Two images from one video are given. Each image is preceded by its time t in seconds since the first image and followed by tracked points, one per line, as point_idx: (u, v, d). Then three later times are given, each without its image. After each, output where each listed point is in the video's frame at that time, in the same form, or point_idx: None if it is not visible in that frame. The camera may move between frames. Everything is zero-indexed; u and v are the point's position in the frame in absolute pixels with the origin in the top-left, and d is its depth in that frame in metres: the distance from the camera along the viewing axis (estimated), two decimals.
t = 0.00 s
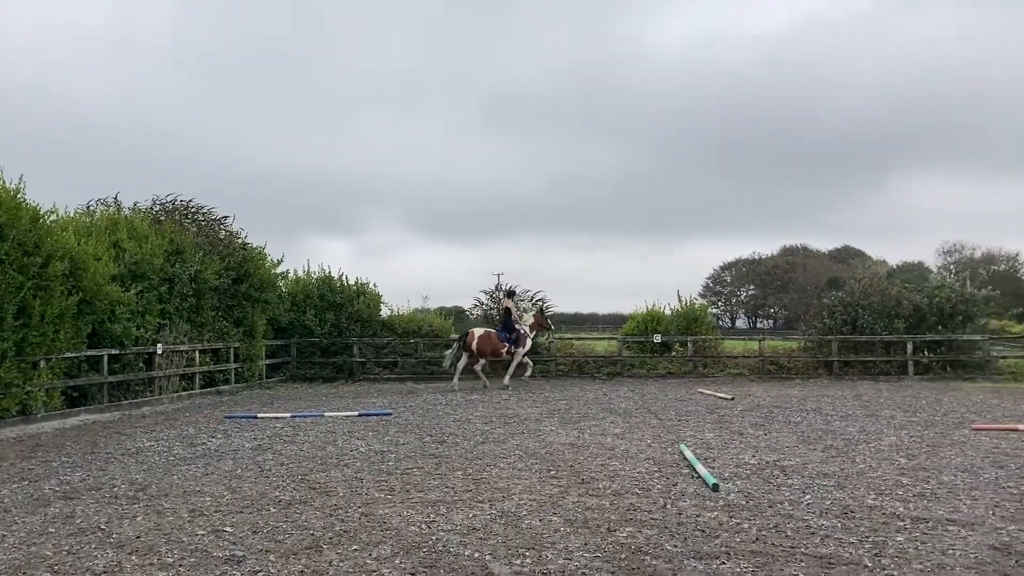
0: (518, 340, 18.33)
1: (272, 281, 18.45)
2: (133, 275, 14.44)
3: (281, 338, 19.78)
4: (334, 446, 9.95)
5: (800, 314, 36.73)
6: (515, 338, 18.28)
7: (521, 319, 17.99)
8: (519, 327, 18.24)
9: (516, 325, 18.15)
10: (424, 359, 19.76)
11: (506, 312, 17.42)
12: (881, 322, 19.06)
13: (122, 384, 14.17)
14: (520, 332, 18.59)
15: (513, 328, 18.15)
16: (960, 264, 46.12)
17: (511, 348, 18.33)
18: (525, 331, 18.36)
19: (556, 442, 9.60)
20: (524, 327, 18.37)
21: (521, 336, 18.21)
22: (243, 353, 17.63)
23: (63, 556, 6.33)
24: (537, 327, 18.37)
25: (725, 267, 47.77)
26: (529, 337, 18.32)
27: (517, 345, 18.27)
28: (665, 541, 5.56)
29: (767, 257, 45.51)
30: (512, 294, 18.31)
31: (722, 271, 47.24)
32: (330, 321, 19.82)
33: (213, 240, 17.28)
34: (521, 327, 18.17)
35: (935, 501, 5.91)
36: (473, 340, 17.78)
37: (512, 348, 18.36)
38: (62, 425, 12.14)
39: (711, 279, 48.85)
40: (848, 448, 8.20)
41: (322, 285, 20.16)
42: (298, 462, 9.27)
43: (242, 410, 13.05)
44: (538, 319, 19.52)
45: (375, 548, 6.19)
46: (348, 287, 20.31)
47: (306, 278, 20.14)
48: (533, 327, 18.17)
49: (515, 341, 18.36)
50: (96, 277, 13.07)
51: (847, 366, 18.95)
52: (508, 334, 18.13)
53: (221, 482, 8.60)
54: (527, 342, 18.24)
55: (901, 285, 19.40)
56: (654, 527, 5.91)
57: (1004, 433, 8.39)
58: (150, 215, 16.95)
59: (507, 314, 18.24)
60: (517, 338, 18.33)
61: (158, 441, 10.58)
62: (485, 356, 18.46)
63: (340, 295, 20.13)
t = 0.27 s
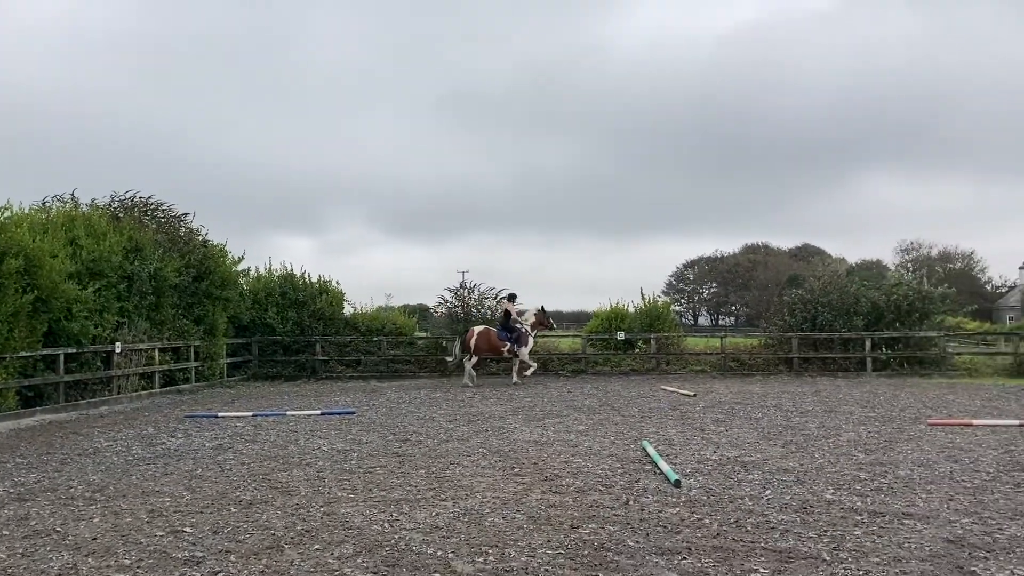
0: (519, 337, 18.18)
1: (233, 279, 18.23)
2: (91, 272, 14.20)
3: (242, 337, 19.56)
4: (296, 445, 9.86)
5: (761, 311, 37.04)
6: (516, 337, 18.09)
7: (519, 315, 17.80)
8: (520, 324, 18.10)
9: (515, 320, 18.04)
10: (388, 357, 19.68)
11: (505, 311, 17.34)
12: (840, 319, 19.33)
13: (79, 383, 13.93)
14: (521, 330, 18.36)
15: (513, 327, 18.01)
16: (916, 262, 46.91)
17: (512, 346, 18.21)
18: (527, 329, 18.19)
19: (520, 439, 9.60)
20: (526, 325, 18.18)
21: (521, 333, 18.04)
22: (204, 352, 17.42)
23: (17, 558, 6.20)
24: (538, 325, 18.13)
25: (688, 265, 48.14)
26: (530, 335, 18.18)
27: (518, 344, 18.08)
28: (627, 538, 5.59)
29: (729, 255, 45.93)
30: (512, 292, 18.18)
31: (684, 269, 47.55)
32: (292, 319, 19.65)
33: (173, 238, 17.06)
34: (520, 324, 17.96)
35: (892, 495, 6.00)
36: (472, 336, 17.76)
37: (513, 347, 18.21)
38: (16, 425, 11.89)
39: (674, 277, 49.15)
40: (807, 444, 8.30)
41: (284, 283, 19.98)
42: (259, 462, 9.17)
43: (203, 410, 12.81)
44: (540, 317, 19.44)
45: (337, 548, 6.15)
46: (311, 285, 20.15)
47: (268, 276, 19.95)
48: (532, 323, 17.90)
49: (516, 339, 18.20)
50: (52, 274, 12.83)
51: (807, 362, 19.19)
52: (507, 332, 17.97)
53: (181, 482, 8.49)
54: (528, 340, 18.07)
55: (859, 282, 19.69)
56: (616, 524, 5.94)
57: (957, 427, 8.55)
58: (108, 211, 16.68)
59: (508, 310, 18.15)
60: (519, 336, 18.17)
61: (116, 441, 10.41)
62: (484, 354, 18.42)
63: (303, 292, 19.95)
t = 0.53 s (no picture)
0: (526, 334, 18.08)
1: (196, 278, 18.01)
2: (50, 271, 13.97)
3: (206, 336, 19.34)
4: (260, 445, 9.78)
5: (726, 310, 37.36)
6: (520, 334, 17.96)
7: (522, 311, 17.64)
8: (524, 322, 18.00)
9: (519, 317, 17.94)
10: (353, 357, 19.58)
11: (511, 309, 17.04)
12: (803, 318, 19.56)
13: (38, 383, 13.69)
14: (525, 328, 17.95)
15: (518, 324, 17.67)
16: (877, 261, 47.58)
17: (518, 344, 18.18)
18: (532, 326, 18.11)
19: (486, 438, 9.60)
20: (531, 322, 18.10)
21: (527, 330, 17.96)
22: (166, 351, 17.20)
23: None
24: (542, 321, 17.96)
25: (654, 264, 48.42)
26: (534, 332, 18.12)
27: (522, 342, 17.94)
28: (592, 536, 5.61)
29: (695, 254, 46.28)
30: (515, 290, 17.85)
31: (650, 268, 47.78)
32: (256, 318, 19.47)
33: (134, 236, 16.82)
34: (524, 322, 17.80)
35: (852, 491, 6.09)
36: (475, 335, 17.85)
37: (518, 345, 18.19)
38: None
39: (639, 275, 49.37)
40: (770, 441, 8.38)
41: (249, 281, 19.79)
42: (223, 462, 9.08)
43: (165, 410, 12.64)
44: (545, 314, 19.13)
45: (301, 548, 6.11)
46: (275, 283, 19.97)
47: (232, 274, 19.74)
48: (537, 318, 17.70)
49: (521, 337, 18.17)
50: (10, 272, 12.59)
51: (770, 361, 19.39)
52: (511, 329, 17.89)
53: (142, 483, 8.38)
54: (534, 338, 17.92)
55: (821, 281, 19.93)
56: (582, 522, 5.96)
57: (916, 424, 8.69)
58: (68, 208, 16.40)
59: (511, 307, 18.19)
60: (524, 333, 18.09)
61: (76, 442, 10.25)
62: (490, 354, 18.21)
63: (267, 291, 19.78)
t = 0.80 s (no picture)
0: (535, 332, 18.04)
1: (162, 277, 17.79)
2: (12, 269, 13.73)
3: (171, 335, 19.11)
4: (226, 446, 9.68)
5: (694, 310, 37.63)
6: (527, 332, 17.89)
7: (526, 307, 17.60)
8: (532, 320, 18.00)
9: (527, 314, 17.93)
10: (322, 357, 19.45)
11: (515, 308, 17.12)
12: (770, 318, 19.73)
13: None
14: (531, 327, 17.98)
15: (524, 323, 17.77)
16: (843, 261, 48.12)
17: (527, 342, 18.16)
18: (540, 325, 18.06)
19: (455, 438, 9.58)
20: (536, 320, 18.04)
21: (536, 330, 17.95)
22: (131, 351, 16.98)
23: None
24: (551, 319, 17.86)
25: (623, 264, 48.65)
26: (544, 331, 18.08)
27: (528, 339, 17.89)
28: (561, 535, 5.61)
29: (664, 254, 46.56)
30: (522, 290, 17.92)
31: (618, 268, 47.92)
32: (223, 318, 19.28)
33: (98, 234, 16.58)
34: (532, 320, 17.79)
35: (818, 489, 6.15)
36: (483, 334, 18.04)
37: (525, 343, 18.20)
38: None
39: (609, 275, 49.58)
40: (737, 440, 8.44)
41: (215, 281, 19.58)
42: (188, 464, 8.98)
43: (130, 410, 12.49)
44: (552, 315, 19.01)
45: (267, 550, 6.05)
46: (242, 282, 19.78)
47: (198, 274, 19.54)
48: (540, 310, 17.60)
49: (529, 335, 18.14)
50: None
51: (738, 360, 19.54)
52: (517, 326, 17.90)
53: (105, 486, 8.26)
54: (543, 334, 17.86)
55: (788, 281, 20.12)
56: (550, 522, 5.96)
57: (881, 423, 8.80)
58: (30, 207, 16.13)
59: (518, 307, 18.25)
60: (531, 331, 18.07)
61: (37, 444, 10.08)
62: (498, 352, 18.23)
63: (234, 290, 19.59)
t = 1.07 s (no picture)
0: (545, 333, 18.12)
1: (128, 276, 17.56)
2: None
3: (137, 336, 18.87)
4: (193, 448, 9.59)
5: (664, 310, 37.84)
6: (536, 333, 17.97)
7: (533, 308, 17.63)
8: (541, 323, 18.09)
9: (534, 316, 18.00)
10: (290, 357, 19.32)
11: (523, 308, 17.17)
12: (738, 318, 19.89)
13: None
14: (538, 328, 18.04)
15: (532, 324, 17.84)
16: (810, 263, 48.64)
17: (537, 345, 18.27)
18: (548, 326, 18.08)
19: (425, 439, 9.55)
20: (547, 322, 18.13)
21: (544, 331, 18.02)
22: (96, 352, 16.76)
23: None
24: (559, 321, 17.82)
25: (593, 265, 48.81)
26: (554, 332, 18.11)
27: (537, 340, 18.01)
28: (530, 535, 5.62)
29: (633, 255, 46.79)
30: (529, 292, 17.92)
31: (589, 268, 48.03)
32: (190, 318, 19.08)
33: (62, 233, 16.34)
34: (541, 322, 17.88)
35: (784, 488, 6.21)
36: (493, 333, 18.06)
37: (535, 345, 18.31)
38: None
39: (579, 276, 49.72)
40: (706, 440, 8.51)
41: (182, 281, 19.37)
42: (154, 465, 8.88)
43: (94, 411, 12.33)
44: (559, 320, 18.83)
45: (234, 552, 6.00)
46: (209, 282, 19.59)
47: (164, 273, 19.32)
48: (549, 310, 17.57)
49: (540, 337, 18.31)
50: None
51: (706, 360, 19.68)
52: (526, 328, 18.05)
53: (67, 488, 8.14)
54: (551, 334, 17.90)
55: (755, 282, 20.30)
56: (519, 522, 5.96)
57: (846, 422, 8.90)
58: None
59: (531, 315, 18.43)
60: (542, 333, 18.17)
61: None
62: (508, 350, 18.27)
63: (201, 290, 19.39)
